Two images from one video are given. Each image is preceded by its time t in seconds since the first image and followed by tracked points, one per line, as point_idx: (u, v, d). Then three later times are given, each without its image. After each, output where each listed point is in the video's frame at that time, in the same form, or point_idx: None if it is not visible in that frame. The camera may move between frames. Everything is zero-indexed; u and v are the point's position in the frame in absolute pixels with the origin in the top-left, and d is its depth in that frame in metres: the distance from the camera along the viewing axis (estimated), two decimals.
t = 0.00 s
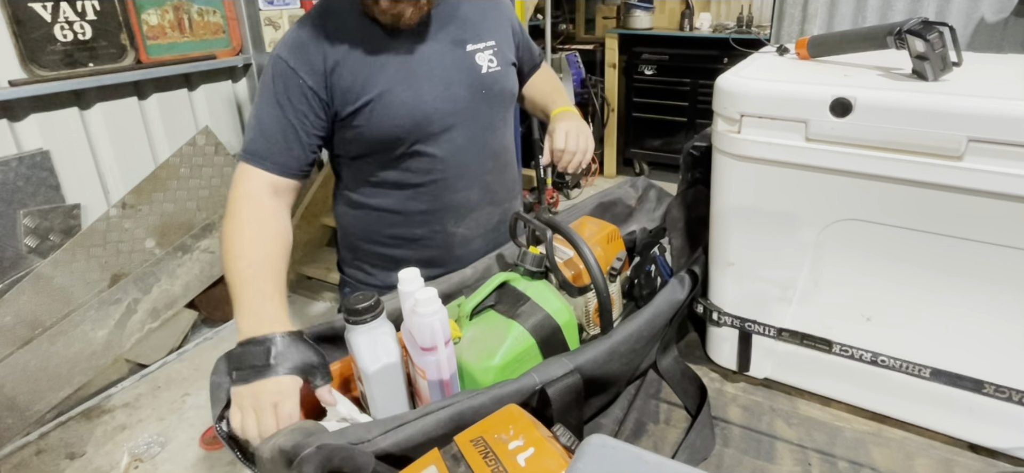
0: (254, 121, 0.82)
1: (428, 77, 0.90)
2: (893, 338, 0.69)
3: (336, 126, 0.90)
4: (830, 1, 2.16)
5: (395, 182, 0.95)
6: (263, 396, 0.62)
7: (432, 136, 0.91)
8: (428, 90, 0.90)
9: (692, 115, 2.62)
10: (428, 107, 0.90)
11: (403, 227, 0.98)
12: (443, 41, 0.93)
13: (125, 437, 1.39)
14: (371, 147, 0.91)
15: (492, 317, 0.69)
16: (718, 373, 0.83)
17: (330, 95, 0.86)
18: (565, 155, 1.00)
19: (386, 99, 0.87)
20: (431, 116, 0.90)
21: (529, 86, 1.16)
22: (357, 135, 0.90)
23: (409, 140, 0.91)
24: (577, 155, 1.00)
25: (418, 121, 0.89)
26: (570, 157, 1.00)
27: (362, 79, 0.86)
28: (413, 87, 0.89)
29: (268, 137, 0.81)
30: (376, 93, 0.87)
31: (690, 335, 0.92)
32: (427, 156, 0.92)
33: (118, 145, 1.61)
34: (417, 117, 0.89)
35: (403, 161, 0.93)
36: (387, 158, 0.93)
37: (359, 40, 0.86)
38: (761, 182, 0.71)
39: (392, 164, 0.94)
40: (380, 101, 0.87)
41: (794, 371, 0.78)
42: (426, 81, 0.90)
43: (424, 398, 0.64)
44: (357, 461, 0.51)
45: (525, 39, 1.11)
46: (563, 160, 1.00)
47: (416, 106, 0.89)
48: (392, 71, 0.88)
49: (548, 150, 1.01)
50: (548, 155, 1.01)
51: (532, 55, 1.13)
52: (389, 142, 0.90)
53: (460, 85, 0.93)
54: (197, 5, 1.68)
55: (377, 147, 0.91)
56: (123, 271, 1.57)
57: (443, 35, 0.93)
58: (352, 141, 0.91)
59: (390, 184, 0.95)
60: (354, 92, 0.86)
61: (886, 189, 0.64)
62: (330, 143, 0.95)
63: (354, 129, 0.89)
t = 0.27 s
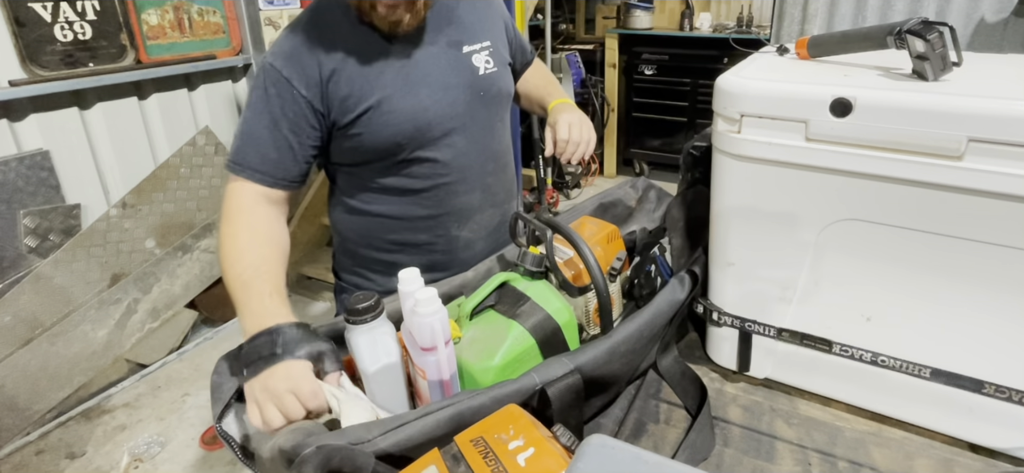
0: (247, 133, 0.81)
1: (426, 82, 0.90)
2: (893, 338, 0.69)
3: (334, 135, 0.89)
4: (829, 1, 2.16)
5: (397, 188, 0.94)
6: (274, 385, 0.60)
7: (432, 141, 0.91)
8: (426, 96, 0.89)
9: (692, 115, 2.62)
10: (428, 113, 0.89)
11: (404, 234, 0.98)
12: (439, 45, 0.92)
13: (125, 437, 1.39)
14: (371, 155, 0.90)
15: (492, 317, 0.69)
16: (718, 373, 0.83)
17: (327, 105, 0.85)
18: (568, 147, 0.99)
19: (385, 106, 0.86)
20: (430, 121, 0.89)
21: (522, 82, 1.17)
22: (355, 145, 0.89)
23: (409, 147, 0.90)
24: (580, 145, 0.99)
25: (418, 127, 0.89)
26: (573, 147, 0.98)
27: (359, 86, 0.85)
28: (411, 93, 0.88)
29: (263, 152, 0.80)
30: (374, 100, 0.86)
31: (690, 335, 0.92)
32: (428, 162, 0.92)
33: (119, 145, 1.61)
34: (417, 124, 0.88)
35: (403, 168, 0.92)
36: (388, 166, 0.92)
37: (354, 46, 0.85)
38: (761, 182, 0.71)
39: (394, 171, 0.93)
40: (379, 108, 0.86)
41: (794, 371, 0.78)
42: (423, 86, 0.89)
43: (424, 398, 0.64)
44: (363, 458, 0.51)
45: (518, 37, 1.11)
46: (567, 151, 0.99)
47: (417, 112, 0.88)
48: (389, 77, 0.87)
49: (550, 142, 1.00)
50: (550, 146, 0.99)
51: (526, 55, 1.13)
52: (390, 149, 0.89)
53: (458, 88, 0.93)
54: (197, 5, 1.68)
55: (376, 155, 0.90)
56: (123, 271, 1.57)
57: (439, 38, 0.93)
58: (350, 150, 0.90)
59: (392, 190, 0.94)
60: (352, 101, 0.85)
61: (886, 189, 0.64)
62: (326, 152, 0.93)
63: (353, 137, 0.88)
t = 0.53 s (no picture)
0: (235, 126, 0.81)
1: (424, 83, 0.90)
2: (893, 338, 0.69)
3: (330, 134, 0.90)
4: (830, 1, 2.16)
5: (396, 190, 0.94)
6: (229, 279, 0.58)
7: (431, 142, 0.91)
8: (425, 97, 0.89)
9: (692, 114, 2.62)
10: (426, 113, 0.89)
11: (404, 236, 0.97)
12: (438, 46, 0.92)
13: (125, 437, 1.39)
14: (368, 155, 0.90)
15: (492, 317, 0.69)
16: (718, 373, 0.83)
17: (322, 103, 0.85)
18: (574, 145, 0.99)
19: (381, 107, 0.87)
20: (428, 122, 0.89)
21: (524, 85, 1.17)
22: (350, 145, 0.89)
23: (407, 148, 0.90)
24: (586, 142, 0.98)
25: (415, 128, 0.89)
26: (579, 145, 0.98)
27: (355, 86, 0.86)
28: (409, 93, 0.88)
29: (252, 148, 0.81)
30: (370, 101, 0.86)
31: (690, 335, 0.92)
32: (427, 164, 0.92)
33: (118, 145, 1.61)
34: (414, 124, 0.89)
35: (402, 169, 0.92)
36: (387, 167, 0.92)
37: (351, 47, 0.86)
38: (762, 182, 0.71)
39: (393, 173, 0.93)
40: (376, 108, 0.87)
41: (794, 371, 0.78)
42: (421, 86, 0.89)
43: (424, 398, 0.64)
44: (348, 388, 0.51)
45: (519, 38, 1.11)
46: (573, 149, 0.98)
47: (413, 114, 0.88)
48: (386, 77, 0.87)
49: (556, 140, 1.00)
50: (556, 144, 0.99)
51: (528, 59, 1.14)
52: (386, 150, 0.89)
53: (457, 90, 0.93)
54: (197, 5, 1.68)
55: (373, 156, 0.90)
56: (123, 271, 1.57)
57: (439, 39, 0.93)
58: (347, 150, 0.90)
59: (391, 192, 0.94)
60: (347, 100, 0.86)
61: (886, 189, 0.64)
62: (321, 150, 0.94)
63: (349, 137, 0.89)
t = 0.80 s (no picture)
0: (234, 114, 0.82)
1: (423, 80, 0.90)
2: (893, 338, 0.69)
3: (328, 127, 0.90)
4: (829, 1, 2.16)
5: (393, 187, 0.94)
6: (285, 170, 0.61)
7: (429, 139, 0.91)
8: (424, 93, 0.90)
9: (692, 114, 2.62)
10: (424, 109, 0.89)
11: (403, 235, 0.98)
12: (439, 43, 0.93)
13: (125, 437, 1.39)
14: (367, 150, 0.90)
15: (492, 317, 0.69)
16: (718, 373, 0.83)
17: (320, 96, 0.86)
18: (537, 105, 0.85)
19: (379, 102, 0.87)
20: (426, 118, 0.90)
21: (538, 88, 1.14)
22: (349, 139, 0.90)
23: (405, 143, 0.90)
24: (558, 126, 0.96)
25: (412, 124, 0.89)
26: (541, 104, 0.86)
27: (353, 80, 0.86)
28: (408, 90, 0.89)
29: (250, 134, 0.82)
30: (369, 95, 0.87)
31: (690, 335, 0.92)
32: (426, 160, 0.92)
33: (119, 145, 1.61)
34: (412, 120, 0.89)
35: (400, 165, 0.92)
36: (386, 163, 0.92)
37: (351, 39, 0.86)
38: (762, 182, 0.71)
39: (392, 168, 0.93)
40: (374, 102, 0.87)
41: (794, 371, 0.78)
42: (420, 83, 0.90)
43: (424, 399, 0.64)
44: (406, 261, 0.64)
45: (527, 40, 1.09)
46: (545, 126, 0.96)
47: (411, 109, 0.89)
48: (385, 73, 0.88)
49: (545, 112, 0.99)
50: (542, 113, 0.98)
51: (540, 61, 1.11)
52: (383, 145, 0.90)
53: (457, 87, 0.93)
54: (197, 4, 1.68)
55: (371, 151, 0.91)
56: (123, 271, 1.57)
57: (439, 37, 0.93)
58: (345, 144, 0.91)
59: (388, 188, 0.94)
60: (345, 93, 0.86)
61: (886, 189, 0.64)
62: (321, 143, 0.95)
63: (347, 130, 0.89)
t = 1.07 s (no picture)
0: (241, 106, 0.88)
1: (419, 78, 0.91)
2: (893, 338, 0.69)
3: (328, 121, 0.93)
4: (829, 1, 2.16)
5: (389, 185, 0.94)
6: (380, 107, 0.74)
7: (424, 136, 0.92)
8: (419, 90, 0.91)
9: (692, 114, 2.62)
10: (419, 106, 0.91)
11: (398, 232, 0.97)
12: (436, 41, 0.93)
13: (125, 437, 1.39)
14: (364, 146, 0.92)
15: (492, 317, 0.69)
16: (719, 373, 0.83)
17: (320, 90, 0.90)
18: (460, 125, 0.76)
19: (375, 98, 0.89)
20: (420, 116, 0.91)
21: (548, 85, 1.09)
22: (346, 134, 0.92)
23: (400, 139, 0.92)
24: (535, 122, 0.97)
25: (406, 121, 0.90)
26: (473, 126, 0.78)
27: (350, 76, 0.89)
28: (404, 87, 0.90)
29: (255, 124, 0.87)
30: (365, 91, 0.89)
31: (690, 335, 0.92)
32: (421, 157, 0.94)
33: (119, 145, 1.61)
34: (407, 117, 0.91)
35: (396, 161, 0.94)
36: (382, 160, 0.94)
37: (353, 37, 0.89)
38: (762, 182, 0.71)
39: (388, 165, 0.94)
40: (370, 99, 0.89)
41: (794, 371, 0.78)
42: (416, 80, 0.91)
43: (424, 399, 0.64)
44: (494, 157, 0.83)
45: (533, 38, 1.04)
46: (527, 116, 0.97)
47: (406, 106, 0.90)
48: (382, 70, 0.89)
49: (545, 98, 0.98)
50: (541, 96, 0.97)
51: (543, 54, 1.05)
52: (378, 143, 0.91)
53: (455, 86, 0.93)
54: (197, 4, 1.68)
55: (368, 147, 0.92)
56: (123, 271, 1.57)
57: (437, 35, 0.94)
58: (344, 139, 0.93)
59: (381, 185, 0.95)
60: (342, 89, 0.89)
61: (886, 189, 0.64)
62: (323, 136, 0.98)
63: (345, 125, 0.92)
